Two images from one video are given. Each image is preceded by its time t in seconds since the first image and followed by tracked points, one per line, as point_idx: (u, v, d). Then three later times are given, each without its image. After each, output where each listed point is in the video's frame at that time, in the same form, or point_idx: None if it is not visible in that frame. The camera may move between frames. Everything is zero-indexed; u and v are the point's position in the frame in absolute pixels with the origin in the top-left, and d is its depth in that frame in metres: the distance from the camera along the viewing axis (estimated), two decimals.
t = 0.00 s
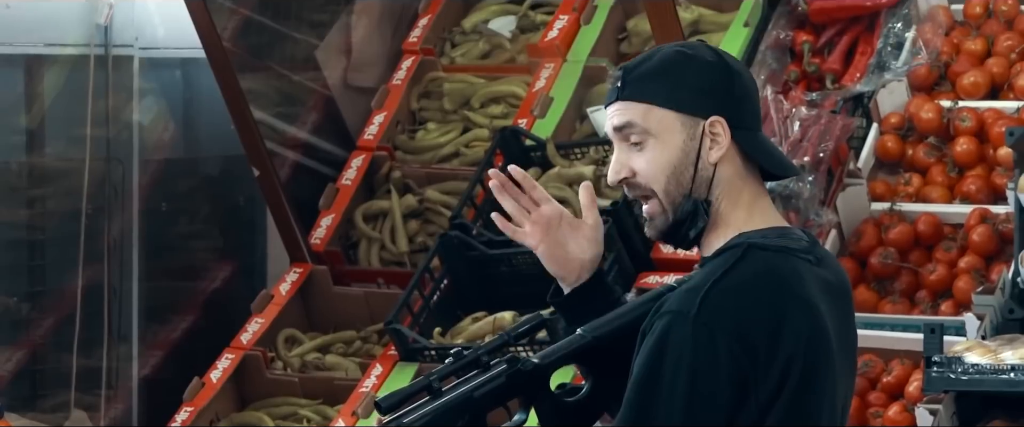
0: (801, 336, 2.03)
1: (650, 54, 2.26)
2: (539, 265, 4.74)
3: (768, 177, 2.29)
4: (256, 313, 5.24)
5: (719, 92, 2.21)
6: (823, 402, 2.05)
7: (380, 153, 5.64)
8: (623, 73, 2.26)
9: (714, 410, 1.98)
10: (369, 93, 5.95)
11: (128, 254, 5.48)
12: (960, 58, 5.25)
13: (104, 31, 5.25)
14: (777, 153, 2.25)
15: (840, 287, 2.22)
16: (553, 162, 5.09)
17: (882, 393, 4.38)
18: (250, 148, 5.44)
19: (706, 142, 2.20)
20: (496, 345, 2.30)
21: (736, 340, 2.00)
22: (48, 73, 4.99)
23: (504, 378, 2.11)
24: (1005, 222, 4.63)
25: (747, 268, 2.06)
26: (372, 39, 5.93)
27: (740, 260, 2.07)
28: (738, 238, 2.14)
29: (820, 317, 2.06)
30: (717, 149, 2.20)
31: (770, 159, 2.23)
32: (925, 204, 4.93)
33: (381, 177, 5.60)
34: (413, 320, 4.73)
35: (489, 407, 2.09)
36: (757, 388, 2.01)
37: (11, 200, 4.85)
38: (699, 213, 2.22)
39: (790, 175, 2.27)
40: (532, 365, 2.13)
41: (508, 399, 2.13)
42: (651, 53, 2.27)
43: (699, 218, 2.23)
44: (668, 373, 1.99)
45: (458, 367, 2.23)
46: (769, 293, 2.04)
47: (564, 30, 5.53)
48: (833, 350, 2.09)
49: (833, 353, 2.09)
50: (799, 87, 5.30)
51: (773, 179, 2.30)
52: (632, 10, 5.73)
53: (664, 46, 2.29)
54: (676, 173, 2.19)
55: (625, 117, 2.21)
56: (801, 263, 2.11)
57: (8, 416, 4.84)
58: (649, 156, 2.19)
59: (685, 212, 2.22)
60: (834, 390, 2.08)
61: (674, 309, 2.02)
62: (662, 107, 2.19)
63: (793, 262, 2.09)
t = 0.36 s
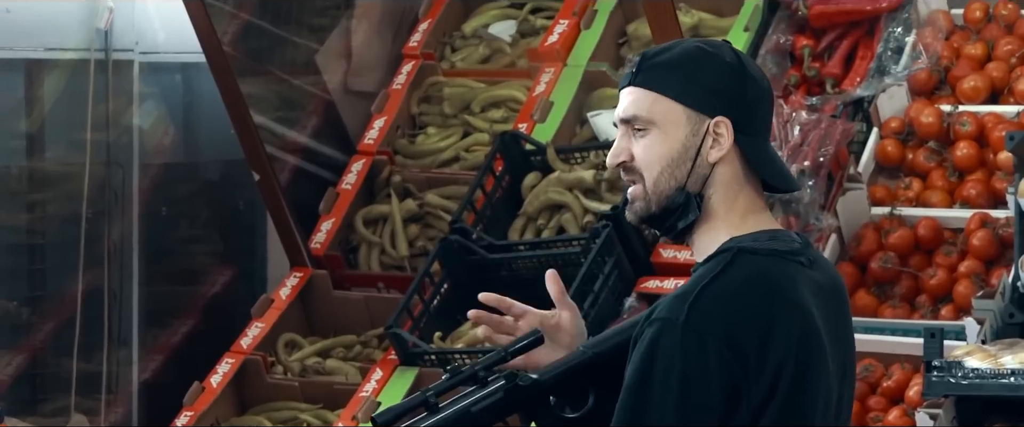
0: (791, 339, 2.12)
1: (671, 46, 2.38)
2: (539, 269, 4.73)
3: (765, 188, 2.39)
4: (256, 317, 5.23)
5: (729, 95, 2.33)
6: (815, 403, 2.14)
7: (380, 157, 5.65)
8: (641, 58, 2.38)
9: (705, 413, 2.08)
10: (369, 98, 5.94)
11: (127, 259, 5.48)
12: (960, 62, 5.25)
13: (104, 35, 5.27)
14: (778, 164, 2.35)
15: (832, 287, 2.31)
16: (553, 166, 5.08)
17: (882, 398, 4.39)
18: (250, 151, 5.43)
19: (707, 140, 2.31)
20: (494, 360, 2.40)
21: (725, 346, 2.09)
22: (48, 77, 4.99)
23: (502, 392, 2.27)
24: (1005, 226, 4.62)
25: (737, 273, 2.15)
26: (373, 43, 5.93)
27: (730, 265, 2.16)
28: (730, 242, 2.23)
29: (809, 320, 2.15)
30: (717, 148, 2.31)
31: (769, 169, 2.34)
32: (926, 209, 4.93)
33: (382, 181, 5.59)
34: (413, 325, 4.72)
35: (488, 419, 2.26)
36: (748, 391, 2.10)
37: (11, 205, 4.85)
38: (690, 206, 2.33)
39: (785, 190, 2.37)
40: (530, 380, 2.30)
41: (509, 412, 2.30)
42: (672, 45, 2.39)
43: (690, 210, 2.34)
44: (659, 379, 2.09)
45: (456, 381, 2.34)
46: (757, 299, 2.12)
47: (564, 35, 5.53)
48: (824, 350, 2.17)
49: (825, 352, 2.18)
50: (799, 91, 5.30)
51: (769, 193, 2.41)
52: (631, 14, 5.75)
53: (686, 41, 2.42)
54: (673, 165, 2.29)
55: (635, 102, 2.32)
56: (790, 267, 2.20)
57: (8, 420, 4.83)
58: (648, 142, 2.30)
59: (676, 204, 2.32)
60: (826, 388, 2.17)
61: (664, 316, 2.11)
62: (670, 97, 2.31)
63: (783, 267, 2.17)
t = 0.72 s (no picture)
0: (777, 356, 2.13)
1: (676, 58, 2.38)
2: (538, 282, 4.74)
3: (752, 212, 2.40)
4: (255, 330, 5.23)
5: (727, 117, 2.33)
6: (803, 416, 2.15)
7: (379, 170, 5.64)
8: (643, 65, 2.37)
9: None
10: (369, 111, 5.94)
11: (127, 272, 5.48)
12: (959, 75, 5.25)
13: (104, 49, 5.30)
14: (766, 193, 2.36)
15: (819, 297, 2.32)
16: (553, 180, 5.09)
17: (881, 411, 4.37)
18: (250, 165, 5.42)
19: (698, 159, 2.31)
20: (495, 376, 2.62)
21: (710, 366, 2.10)
22: (47, 91, 5.02)
23: (499, 409, 2.50)
24: (1004, 240, 4.62)
25: (721, 291, 2.15)
26: (373, 56, 5.97)
27: (714, 282, 2.16)
28: (716, 258, 2.24)
29: (794, 334, 2.15)
30: (706, 168, 2.31)
31: (757, 197, 2.35)
32: (925, 222, 4.93)
33: (381, 194, 5.59)
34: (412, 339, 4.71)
35: None
36: (734, 408, 2.12)
37: (10, 219, 4.87)
38: (676, 221, 2.34)
39: (770, 216, 2.39)
40: (527, 399, 2.45)
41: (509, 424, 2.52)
42: (677, 57, 2.38)
43: (676, 226, 2.35)
44: (645, 399, 2.11)
45: (457, 395, 2.59)
46: (741, 317, 2.13)
47: (564, 48, 5.53)
48: (811, 362, 2.18)
49: (812, 364, 2.19)
50: (798, 105, 5.30)
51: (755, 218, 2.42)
52: (630, 29, 5.77)
53: (690, 53, 2.41)
54: (662, 178, 2.31)
55: (631, 110, 2.33)
56: (776, 281, 2.20)
57: None
58: (640, 152, 2.31)
59: (662, 218, 2.34)
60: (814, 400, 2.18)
61: (648, 337, 2.12)
62: (667, 110, 2.31)
63: (768, 282, 2.18)
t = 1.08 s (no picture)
0: (762, 360, 2.13)
1: (663, 64, 2.38)
2: (537, 287, 4.74)
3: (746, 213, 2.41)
4: (254, 334, 5.23)
5: (716, 120, 2.33)
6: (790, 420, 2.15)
7: (378, 174, 5.64)
8: (631, 72, 2.38)
9: None
10: (368, 115, 5.95)
11: (126, 276, 5.48)
12: (958, 80, 5.25)
13: (102, 53, 5.30)
14: (759, 194, 2.36)
15: (813, 303, 2.32)
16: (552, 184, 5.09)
17: (880, 415, 4.37)
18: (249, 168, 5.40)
19: (689, 163, 2.32)
20: (485, 383, 2.57)
21: (693, 369, 2.10)
22: (46, 94, 5.02)
23: (493, 414, 2.40)
24: (1003, 243, 4.62)
25: (708, 294, 2.15)
26: (371, 60, 5.99)
27: (702, 286, 2.17)
28: (705, 262, 2.24)
29: (782, 338, 2.15)
30: (697, 172, 2.32)
31: (751, 198, 2.35)
32: (924, 226, 4.93)
33: (380, 198, 5.58)
34: (411, 342, 4.71)
35: None
36: (719, 411, 2.12)
37: (10, 222, 4.87)
38: (669, 226, 2.35)
39: (764, 217, 2.39)
40: (523, 403, 2.38)
41: None
42: (665, 63, 2.38)
43: (669, 230, 2.36)
44: (630, 402, 2.11)
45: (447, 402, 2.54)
46: (727, 320, 2.13)
47: (562, 52, 5.54)
48: (800, 367, 2.18)
49: (801, 369, 2.18)
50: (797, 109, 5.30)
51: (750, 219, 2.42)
52: (629, 33, 5.78)
53: (678, 58, 2.41)
54: (653, 184, 2.31)
55: (620, 117, 2.33)
56: (766, 285, 2.20)
57: None
58: (631, 159, 2.32)
59: (655, 223, 2.34)
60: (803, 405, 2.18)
61: (633, 340, 2.13)
62: (656, 117, 2.31)
63: (757, 286, 2.18)
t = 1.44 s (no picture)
0: (758, 360, 2.13)
1: (658, 66, 2.39)
2: (537, 288, 4.74)
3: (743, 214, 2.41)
4: (254, 335, 5.23)
5: (711, 122, 2.33)
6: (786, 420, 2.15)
7: (377, 175, 5.64)
8: (626, 75, 2.38)
9: None
10: (368, 116, 5.94)
11: (125, 276, 5.48)
12: (958, 80, 5.26)
13: (102, 53, 5.29)
14: (756, 195, 2.36)
15: (810, 303, 2.32)
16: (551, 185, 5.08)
17: (880, 416, 4.38)
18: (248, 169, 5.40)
19: (685, 165, 2.32)
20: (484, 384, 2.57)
21: (689, 369, 2.10)
22: (46, 95, 5.03)
23: (492, 414, 2.36)
24: (1002, 244, 4.63)
25: (703, 295, 2.15)
26: (371, 60, 5.97)
27: (698, 286, 2.17)
28: (701, 263, 2.24)
29: (778, 339, 2.15)
30: (694, 174, 2.32)
31: (749, 199, 2.35)
32: (923, 226, 4.93)
33: (379, 198, 5.58)
34: (411, 343, 4.72)
35: None
36: (715, 411, 2.12)
37: (9, 223, 4.89)
38: (667, 228, 2.35)
39: (761, 218, 2.39)
40: (522, 404, 2.36)
41: None
42: (659, 65, 2.39)
43: (667, 233, 2.35)
44: (626, 403, 2.11)
45: (445, 403, 2.54)
46: (723, 321, 2.13)
47: (562, 53, 5.54)
48: (796, 367, 2.18)
49: (798, 369, 2.18)
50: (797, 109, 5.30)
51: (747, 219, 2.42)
52: (629, 33, 5.78)
53: (673, 60, 2.42)
54: (651, 187, 2.31)
55: (616, 120, 2.34)
56: (762, 286, 2.20)
57: None
58: (628, 162, 2.31)
59: (653, 226, 2.34)
60: (799, 404, 2.18)
61: (628, 340, 2.13)
62: (652, 119, 2.31)
63: (753, 287, 2.18)
